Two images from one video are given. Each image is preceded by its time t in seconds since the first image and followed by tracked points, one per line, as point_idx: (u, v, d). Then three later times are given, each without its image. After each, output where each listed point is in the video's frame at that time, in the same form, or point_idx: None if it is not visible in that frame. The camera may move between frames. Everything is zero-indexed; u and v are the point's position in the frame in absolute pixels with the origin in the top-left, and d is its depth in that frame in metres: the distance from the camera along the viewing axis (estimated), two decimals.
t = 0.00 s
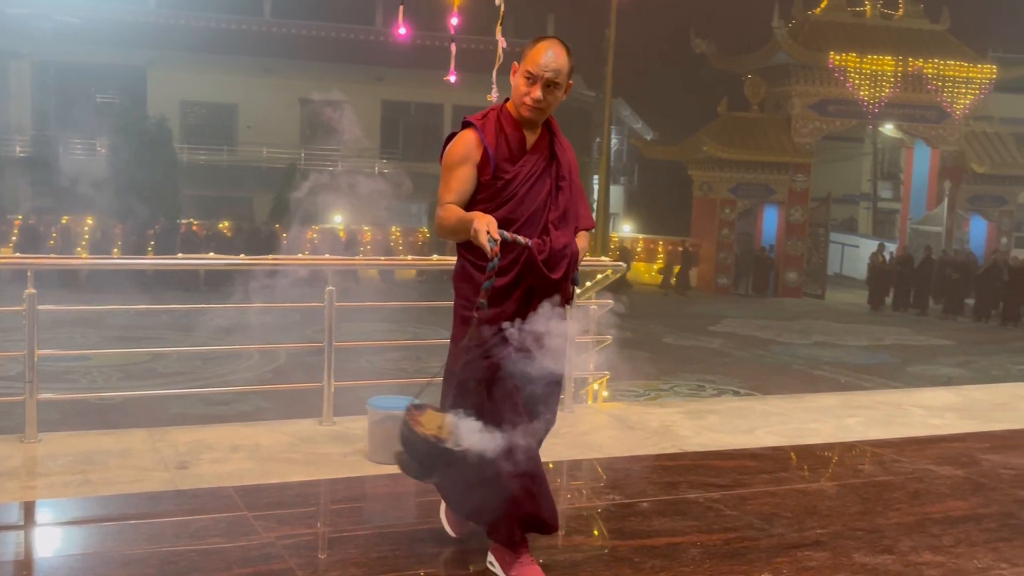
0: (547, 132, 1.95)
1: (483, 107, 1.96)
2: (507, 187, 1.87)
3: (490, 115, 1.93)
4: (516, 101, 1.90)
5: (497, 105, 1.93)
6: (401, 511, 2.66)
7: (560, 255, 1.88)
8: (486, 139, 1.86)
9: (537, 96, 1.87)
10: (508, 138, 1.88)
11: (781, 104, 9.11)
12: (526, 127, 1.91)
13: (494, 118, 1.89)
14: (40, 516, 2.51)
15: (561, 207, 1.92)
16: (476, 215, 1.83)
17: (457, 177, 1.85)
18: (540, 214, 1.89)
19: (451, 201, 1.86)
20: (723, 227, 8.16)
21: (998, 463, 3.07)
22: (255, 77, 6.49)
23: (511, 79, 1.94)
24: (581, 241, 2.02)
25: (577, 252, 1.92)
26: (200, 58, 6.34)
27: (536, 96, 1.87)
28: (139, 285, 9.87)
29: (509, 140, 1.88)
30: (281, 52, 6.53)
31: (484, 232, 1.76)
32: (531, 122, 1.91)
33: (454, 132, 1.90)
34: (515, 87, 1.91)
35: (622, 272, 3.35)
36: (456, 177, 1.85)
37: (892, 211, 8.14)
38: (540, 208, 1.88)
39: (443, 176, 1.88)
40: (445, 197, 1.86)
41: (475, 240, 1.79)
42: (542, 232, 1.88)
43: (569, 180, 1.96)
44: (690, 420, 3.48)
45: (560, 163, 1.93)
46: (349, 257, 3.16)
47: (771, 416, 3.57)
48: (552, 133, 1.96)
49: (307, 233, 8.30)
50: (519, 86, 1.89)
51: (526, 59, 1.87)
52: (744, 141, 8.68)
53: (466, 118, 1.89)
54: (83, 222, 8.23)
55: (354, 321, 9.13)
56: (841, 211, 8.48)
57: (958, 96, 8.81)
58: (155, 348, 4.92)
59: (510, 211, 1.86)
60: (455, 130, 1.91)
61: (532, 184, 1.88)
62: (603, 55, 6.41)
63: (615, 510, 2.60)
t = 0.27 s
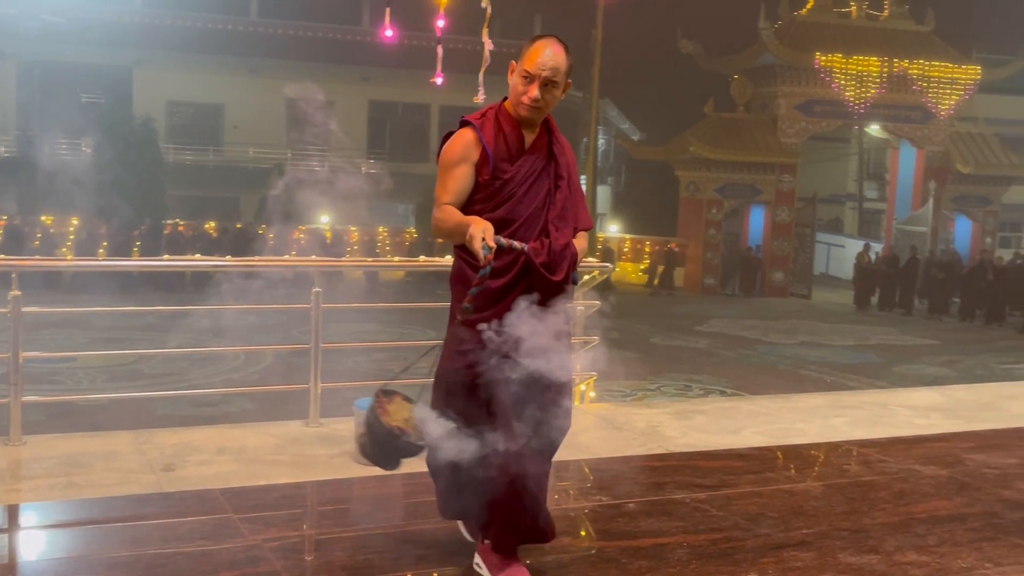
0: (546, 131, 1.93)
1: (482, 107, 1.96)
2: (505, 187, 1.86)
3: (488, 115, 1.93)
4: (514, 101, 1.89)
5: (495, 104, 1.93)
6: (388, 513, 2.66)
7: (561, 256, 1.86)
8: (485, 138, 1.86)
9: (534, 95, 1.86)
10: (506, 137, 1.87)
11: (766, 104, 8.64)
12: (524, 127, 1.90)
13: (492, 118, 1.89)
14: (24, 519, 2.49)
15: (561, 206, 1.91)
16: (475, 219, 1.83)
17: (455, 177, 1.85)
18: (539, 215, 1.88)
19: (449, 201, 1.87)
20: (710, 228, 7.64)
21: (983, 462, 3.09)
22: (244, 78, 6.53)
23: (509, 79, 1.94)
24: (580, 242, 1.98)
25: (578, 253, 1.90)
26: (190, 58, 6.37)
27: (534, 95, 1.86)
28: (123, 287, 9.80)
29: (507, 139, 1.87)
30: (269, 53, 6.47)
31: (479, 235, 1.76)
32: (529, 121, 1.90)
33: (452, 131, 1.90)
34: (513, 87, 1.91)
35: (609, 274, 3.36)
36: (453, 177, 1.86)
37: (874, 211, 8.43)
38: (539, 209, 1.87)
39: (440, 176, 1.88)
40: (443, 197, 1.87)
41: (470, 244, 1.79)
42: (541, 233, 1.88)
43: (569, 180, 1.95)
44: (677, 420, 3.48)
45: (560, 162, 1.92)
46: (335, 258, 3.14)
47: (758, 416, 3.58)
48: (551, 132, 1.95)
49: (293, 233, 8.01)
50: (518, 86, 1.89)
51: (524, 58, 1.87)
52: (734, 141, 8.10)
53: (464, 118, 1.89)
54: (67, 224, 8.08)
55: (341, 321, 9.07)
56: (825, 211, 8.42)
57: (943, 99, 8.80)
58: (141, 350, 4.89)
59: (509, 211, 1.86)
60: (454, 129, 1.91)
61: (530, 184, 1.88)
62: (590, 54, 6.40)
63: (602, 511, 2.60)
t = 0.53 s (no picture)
0: (543, 131, 1.94)
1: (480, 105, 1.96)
2: (502, 187, 1.87)
3: (486, 114, 1.93)
4: (512, 100, 1.90)
5: (493, 104, 1.93)
6: (376, 513, 2.66)
7: (560, 259, 1.89)
8: (482, 138, 1.86)
9: (533, 95, 1.86)
10: (504, 138, 1.88)
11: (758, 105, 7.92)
12: (522, 127, 1.91)
13: (490, 118, 1.89)
14: (12, 522, 2.48)
15: (558, 208, 1.92)
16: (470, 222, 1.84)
17: (451, 177, 1.85)
18: (535, 216, 1.90)
19: (445, 202, 1.86)
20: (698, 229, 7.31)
21: (970, 462, 3.10)
22: (233, 78, 5.97)
23: (507, 79, 1.94)
24: (579, 244, 1.98)
25: (577, 256, 1.94)
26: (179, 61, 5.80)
27: (532, 96, 1.87)
28: (110, 288, 9.73)
29: (504, 140, 1.88)
30: (259, 51, 5.86)
31: (475, 242, 1.75)
32: (527, 121, 1.90)
33: (449, 130, 1.90)
34: (511, 87, 1.92)
35: (597, 275, 3.36)
36: (449, 178, 1.85)
37: (864, 211, 7.80)
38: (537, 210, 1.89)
39: (436, 175, 1.88)
40: (438, 198, 1.86)
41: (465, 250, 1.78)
42: (538, 234, 1.90)
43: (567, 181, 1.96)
44: (665, 421, 3.49)
45: (557, 163, 1.93)
46: (322, 260, 3.13)
47: (745, 416, 3.59)
48: (549, 132, 1.96)
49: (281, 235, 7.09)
50: (516, 86, 1.90)
51: (522, 58, 1.87)
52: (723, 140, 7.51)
53: (461, 117, 1.88)
54: (54, 224, 7.12)
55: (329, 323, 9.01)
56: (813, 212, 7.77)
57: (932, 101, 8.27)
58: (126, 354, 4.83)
59: (505, 212, 1.87)
60: (451, 128, 1.90)
61: (527, 185, 1.89)
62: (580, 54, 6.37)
63: (590, 512, 2.60)
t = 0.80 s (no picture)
0: (541, 133, 1.93)
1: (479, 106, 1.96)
2: (499, 188, 1.85)
3: (484, 115, 1.93)
4: (510, 101, 1.89)
5: (491, 105, 1.93)
6: (365, 514, 2.66)
7: (559, 264, 1.88)
8: (480, 138, 1.85)
9: (531, 95, 1.86)
10: (501, 138, 1.87)
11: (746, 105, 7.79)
12: (519, 128, 1.91)
13: (487, 119, 1.89)
14: None
15: (556, 210, 1.89)
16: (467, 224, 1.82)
17: (448, 177, 1.84)
18: (532, 218, 1.88)
19: (442, 203, 1.86)
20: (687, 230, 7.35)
21: (957, 462, 3.12)
22: (221, 78, 5.96)
23: (506, 79, 1.94)
24: (578, 248, 1.98)
25: (577, 261, 1.92)
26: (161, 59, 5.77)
27: (530, 95, 1.86)
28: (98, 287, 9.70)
29: (502, 141, 1.87)
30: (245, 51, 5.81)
31: (473, 247, 1.75)
32: (525, 122, 1.90)
33: (446, 130, 1.89)
34: (509, 87, 1.91)
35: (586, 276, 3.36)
36: (446, 178, 1.85)
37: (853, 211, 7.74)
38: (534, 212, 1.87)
39: (433, 176, 1.87)
40: (434, 199, 1.86)
41: (463, 253, 1.78)
42: (536, 237, 1.88)
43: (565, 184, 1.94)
44: (654, 421, 3.50)
45: (555, 165, 1.91)
46: (310, 261, 3.11)
47: (734, 416, 3.60)
48: (547, 134, 1.94)
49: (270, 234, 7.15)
50: (514, 86, 1.89)
51: (521, 58, 1.87)
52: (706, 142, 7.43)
53: (459, 117, 1.88)
54: (43, 224, 6.95)
55: (318, 323, 8.96)
56: (802, 212, 7.74)
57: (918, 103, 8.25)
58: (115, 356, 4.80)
59: (502, 213, 1.85)
60: (449, 128, 1.90)
61: (524, 187, 1.87)
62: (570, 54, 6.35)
63: (579, 513, 2.60)
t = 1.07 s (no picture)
0: (540, 135, 1.92)
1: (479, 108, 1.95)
2: (497, 190, 1.84)
3: (484, 117, 1.92)
4: (510, 102, 1.89)
5: (491, 105, 1.92)
6: (355, 515, 2.65)
7: (558, 269, 1.86)
8: (479, 139, 1.84)
9: (531, 95, 1.85)
10: (500, 140, 1.86)
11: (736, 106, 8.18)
12: (518, 129, 1.90)
13: (487, 120, 1.88)
14: None
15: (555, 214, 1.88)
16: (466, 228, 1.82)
17: (446, 179, 1.84)
18: (530, 222, 1.86)
19: (440, 204, 1.86)
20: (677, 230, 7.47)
21: (945, 461, 3.14)
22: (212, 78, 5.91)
23: (505, 81, 1.94)
24: (577, 252, 1.98)
25: (576, 266, 1.91)
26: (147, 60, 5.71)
27: (530, 96, 1.86)
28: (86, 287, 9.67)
29: (501, 142, 1.86)
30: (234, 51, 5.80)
31: (472, 251, 1.75)
32: (524, 123, 1.89)
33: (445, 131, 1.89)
34: (509, 88, 1.90)
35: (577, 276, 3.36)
36: (444, 180, 1.84)
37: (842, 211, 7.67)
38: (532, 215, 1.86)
39: (432, 177, 1.87)
40: (433, 201, 1.86)
41: (461, 257, 1.78)
42: (533, 242, 1.87)
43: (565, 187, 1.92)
44: (644, 421, 3.50)
45: (555, 169, 1.90)
46: (300, 262, 3.10)
47: (723, 416, 3.61)
48: (547, 136, 1.94)
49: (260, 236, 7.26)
50: (514, 87, 1.89)
51: (520, 58, 1.87)
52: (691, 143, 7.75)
53: (458, 118, 1.88)
54: (31, 223, 6.71)
55: (307, 324, 8.92)
56: (791, 212, 7.66)
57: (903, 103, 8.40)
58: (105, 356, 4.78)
59: (500, 216, 1.84)
60: (448, 130, 1.90)
61: (522, 190, 1.85)
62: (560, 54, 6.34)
63: (570, 514, 2.60)
